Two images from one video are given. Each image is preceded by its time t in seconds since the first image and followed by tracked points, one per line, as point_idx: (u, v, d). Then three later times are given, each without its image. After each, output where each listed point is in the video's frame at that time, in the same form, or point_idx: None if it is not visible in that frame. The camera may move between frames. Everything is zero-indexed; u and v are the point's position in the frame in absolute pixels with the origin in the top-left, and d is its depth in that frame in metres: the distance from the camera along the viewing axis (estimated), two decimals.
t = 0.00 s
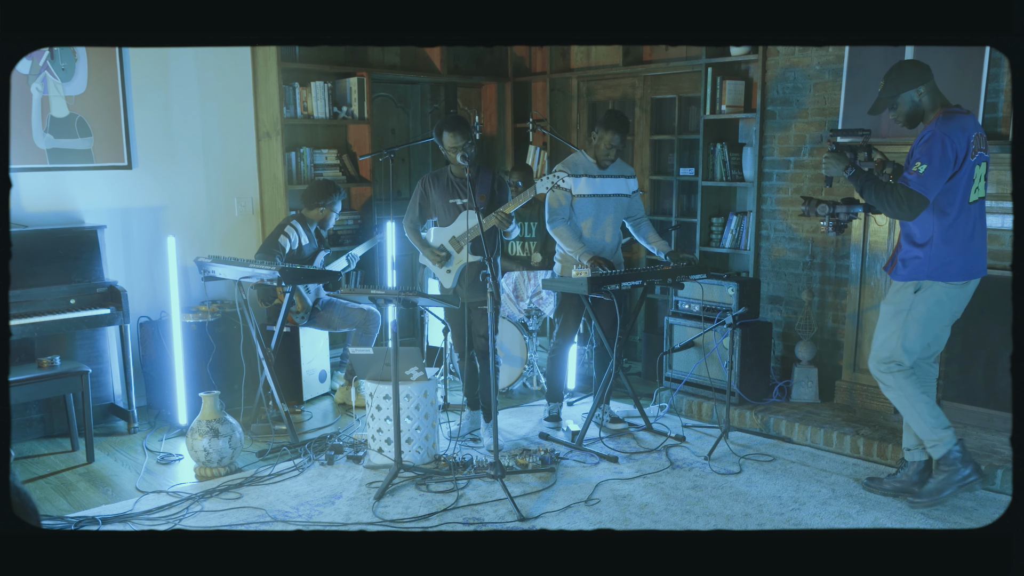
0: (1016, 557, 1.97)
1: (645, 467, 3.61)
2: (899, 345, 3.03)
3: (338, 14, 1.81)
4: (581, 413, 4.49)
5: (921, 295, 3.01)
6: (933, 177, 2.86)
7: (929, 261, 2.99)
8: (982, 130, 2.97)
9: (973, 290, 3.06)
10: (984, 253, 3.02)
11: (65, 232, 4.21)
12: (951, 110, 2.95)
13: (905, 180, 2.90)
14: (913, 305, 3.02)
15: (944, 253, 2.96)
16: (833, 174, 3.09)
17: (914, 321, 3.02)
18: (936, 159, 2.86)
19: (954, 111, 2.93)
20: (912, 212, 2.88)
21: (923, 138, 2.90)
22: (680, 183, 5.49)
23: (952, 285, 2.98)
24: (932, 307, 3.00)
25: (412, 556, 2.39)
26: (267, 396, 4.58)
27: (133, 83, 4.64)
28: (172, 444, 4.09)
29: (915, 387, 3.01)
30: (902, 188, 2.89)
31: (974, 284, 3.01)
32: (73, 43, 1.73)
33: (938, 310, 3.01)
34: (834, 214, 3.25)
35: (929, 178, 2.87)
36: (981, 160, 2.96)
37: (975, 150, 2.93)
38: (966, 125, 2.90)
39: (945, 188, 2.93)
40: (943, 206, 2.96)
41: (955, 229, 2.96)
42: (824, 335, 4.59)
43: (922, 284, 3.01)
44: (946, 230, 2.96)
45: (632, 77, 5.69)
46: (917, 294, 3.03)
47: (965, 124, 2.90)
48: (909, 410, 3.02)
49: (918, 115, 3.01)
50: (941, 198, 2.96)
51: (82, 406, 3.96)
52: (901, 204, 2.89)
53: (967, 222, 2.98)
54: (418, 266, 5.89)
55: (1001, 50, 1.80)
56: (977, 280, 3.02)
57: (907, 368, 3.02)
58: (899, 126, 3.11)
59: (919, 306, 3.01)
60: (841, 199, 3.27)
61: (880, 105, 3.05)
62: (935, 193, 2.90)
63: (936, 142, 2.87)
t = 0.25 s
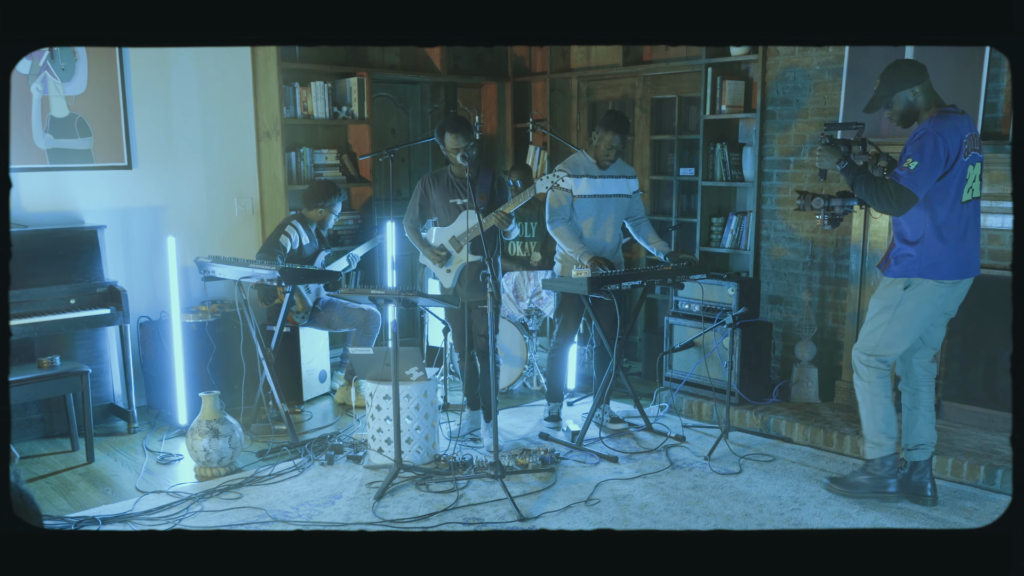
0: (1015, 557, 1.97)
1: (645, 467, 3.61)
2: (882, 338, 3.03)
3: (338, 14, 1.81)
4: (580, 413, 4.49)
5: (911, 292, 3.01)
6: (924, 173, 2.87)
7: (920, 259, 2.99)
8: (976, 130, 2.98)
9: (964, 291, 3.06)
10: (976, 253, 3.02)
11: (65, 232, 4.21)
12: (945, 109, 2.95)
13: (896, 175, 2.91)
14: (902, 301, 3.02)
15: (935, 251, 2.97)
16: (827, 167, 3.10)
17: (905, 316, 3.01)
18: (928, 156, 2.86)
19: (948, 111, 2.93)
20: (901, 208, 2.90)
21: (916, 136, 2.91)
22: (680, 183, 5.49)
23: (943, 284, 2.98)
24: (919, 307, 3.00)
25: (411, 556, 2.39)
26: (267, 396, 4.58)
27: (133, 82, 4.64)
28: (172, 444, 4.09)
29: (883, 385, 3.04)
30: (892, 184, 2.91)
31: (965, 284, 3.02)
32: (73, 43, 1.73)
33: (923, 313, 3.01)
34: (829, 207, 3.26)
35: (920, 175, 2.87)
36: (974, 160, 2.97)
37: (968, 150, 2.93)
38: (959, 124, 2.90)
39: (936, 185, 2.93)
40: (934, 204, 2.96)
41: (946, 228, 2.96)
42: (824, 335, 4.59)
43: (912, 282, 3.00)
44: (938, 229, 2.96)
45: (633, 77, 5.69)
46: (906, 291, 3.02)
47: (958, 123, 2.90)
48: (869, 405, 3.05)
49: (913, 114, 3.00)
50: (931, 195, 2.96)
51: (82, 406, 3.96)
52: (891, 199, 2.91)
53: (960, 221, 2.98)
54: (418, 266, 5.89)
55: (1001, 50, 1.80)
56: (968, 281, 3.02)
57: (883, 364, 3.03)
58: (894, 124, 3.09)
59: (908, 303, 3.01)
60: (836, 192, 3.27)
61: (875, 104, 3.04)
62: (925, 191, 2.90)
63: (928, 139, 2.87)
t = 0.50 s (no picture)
0: (1015, 557, 1.97)
1: (645, 467, 3.61)
2: (870, 341, 3.09)
3: (338, 14, 1.81)
4: (580, 413, 4.49)
5: (901, 292, 3.04)
6: (912, 173, 2.87)
7: (910, 259, 3.02)
8: (969, 130, 2.97)
9: (955, 291, 3.07)
10: (966, 253, 3.03)
11: (65, 232, 4.21)
12: (937, 110, 2.95)
13: (885, 174, 2.92)
14: (892, 301, 3.05)
15: (923, 251, 2.98)
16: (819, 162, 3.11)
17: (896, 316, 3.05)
18: (917, 156, 2.86)
19: (939, 111, 2.92)
20: (889, 207, 2.91)
21: (907, 135, 2.90)
22: (680, 183, 5.49)
23: (931, 282, 3.00)
24: (910, 308, 3.03)
25: (411, 557, 2.39)
26: (267, 396, 4.58)
27: (133, 83, 4.64)
28: (172, 444, 4.09)
29: (867, 390, 3.12)
30: (881, 182, 2.92)
31: (954, 284, 3.03)
32: (72, 43, 1.73)
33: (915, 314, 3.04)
34: (824, 204, 3.26)
35: (909, 174, 2.87)
36: (965, 160, 2.96)
37: (959, 150, 2.93)
38: (950, 125, 2.90)
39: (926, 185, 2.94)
40: (923, 203, 2.97)
41: (935, 227, 2.97)
42: (824, 335, 4.59)
43: (903, 282, 3.03)
44: (926, 228, 2.98)
45: (633, 77, 5.69)
46: (897, 291, 3.06)
47: (949, 123, 2.90)
48: (849, 410, 3.16)
49: (904, 115, 3.00)
50: (920, 195, 2.97)
51: (82, 406, 3.96)
52: (879, 198, 2.92)
53: (950, 221, 2.98)
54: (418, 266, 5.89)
55: (1002, 50, 1.80)
56: (959, 279, 3.03)
57: (870, 367, 3.10)
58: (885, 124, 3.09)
59: (898, 304, 3.05)
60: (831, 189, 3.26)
61: (868, 104, 3.05)
62: (914, 190, 2.90)
63: (918, 139, 2.87)
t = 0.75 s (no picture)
0: (1015, 557, 1.97)
1: (645, 467, 3.61)
2: (863, 344, 3.09)
3: (338, 14, 1.81)
4: (580, 413, 4.49)
5: (889, 293, 3.05)
6: (899, 173, 2.87)
7: (896, 260, 3.02)
8: (957, 131, 2.97)
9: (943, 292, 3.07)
10: (953, 254, 3.04)
11: (65, 232, 4.21)
12: (925, 111, 2.95)
13: (872, 173, 2.93)
14: (881, 303, 3.06)
15: (910, 251, 2.99)
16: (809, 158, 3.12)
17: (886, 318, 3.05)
18: (904, 155, 2.87)
19: (928, 112, 2.93)
20: (874, 206, 2.93)
21: (894, 135, 2.91)
22: (680, 183, 5.49)
23: (919, 283, 3.01)
24: (899, 310, 3.03)
25: (412, 557, 2.39)
26: (267, 396, 4.58)
27: (133, 83, 4.64)
28: (173, 444, 4.09)
29: (862, 393, 3.13)
30: (866, 181, 2.93)
31: (941, 284, 3.04)
32: (73, 44, 1.73)
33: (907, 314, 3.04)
34: (816, 200, 3.26)
35: (895, 174, 2.88)
36: (952, 161, 2.97)
37: (946, 151, 2.93)
38: (938, 126, 2.90)
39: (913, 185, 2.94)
40: (909, 203, 2.98)
41: (922, 228, 2.98)
42: (824, 335, 4.59)
43: (890, 282, 3.04)
44: (913, 228, 2.98)
45: (633, 77, 5.69)
46: (884, 292, 3.06)
47: (936, 124, 2.90)
48: (845, 414, 3.16)
49: (894, 115, 3.01)
50: (906, 195, 2.97)
51: (82, 406, 3.96)
52: (864, 197, 2.93)
53: (937, 222, 2.98)
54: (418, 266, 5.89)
55: (1001, 50, 1.80)
56: (946, 281, 3.04)
57: (864, 371, 3.10)
58: (873, 123, 3.10)
59: (886, 306, 3.05)
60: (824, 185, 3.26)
61: (858, 103, 3.06)
62: (900, 190, 2.91)
63: (905, 139, 2.88)
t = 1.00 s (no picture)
0: (1016, 557, 1.97)
1: (645, 467, 3.61)
2: (854, 344, 3.10)
3: (339, 14, 1.81)
4: (581, 413, 4.49)
5: (876, 293, 3.06)
6: (885, 172, 2.89)
7: (884, 259, 3.04)
8: (946, 131, 2.98)
9: (933, 292, 3.08)
10: (942, 254, 3.04)
11: (65, 232, 4.21)
12: (914, 111, 2.96)
13: (858, 172, 2.94)
14: (869, 303, 3.07)
15: (897, 250, 3.00)
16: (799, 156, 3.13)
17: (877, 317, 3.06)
18: (890, 154, 2.88)
19: (916, 112, 2.94)
20: (859, 204, 2.93)
21: (881, 134, 2.92)
22: (680, 183, 5.50)
23: (906, 282, 3.01)
24: (887, 309, 3.04)
25: (412, 557, 2.39)
26: (267, 396, 4.58)
27: (133, 83, 4.64)
28: (172, 444, 4.09)
29: (855, 393, 3.13)
30: (853, 180, 2.94)
31: (930, 284, 3.04)
32: (73, 43, 1.73)
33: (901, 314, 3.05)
34: (807, 196, 3.27)
35: (881, 173, 2.89)
36: (940, 161, 2.98)
37: (934, 151, 2.94)
38: (925, 125, 2.91)
39: (899, 184, 2.95)
40: (897, 203, 2.99)
41: (909, 227, 2.99)
42: (824, 335, 4.59)
43: (877, 282, 3.05)
44: (900, 228, 2.99)
45: (632, 77, 5.69)
46: (873, 292, 3.07)
47: (923, 124, 2.92)
48: (839, 413, 3.17)
49: (883, 114, 3.02)
50: (893, 194, 2.99)
51: (82, 406, 3.96)
52: (850, 195, 2.94)
53: (925, 221, 2.99)
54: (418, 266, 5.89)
55: (1001, 50, 1.80)
56: (935, 280, 3.04)
57: (855, 371, 3.11)
58: (865, 122, 3.12)
59: (875, 305, 3.06)
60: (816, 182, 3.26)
61: (848, 102, 3.07)
62: (886, 189, 2.93)
63: (892, 138, 2.89)
